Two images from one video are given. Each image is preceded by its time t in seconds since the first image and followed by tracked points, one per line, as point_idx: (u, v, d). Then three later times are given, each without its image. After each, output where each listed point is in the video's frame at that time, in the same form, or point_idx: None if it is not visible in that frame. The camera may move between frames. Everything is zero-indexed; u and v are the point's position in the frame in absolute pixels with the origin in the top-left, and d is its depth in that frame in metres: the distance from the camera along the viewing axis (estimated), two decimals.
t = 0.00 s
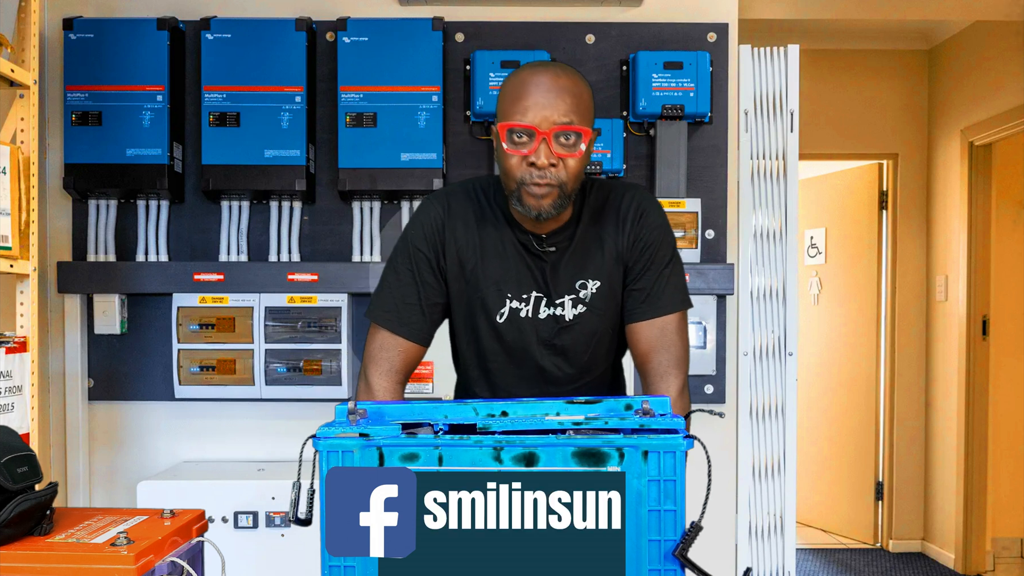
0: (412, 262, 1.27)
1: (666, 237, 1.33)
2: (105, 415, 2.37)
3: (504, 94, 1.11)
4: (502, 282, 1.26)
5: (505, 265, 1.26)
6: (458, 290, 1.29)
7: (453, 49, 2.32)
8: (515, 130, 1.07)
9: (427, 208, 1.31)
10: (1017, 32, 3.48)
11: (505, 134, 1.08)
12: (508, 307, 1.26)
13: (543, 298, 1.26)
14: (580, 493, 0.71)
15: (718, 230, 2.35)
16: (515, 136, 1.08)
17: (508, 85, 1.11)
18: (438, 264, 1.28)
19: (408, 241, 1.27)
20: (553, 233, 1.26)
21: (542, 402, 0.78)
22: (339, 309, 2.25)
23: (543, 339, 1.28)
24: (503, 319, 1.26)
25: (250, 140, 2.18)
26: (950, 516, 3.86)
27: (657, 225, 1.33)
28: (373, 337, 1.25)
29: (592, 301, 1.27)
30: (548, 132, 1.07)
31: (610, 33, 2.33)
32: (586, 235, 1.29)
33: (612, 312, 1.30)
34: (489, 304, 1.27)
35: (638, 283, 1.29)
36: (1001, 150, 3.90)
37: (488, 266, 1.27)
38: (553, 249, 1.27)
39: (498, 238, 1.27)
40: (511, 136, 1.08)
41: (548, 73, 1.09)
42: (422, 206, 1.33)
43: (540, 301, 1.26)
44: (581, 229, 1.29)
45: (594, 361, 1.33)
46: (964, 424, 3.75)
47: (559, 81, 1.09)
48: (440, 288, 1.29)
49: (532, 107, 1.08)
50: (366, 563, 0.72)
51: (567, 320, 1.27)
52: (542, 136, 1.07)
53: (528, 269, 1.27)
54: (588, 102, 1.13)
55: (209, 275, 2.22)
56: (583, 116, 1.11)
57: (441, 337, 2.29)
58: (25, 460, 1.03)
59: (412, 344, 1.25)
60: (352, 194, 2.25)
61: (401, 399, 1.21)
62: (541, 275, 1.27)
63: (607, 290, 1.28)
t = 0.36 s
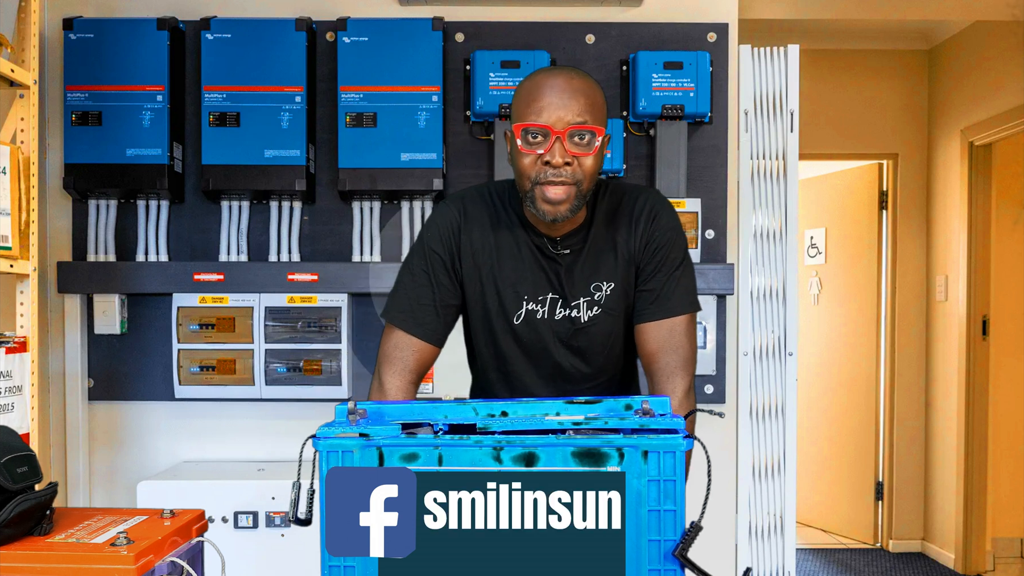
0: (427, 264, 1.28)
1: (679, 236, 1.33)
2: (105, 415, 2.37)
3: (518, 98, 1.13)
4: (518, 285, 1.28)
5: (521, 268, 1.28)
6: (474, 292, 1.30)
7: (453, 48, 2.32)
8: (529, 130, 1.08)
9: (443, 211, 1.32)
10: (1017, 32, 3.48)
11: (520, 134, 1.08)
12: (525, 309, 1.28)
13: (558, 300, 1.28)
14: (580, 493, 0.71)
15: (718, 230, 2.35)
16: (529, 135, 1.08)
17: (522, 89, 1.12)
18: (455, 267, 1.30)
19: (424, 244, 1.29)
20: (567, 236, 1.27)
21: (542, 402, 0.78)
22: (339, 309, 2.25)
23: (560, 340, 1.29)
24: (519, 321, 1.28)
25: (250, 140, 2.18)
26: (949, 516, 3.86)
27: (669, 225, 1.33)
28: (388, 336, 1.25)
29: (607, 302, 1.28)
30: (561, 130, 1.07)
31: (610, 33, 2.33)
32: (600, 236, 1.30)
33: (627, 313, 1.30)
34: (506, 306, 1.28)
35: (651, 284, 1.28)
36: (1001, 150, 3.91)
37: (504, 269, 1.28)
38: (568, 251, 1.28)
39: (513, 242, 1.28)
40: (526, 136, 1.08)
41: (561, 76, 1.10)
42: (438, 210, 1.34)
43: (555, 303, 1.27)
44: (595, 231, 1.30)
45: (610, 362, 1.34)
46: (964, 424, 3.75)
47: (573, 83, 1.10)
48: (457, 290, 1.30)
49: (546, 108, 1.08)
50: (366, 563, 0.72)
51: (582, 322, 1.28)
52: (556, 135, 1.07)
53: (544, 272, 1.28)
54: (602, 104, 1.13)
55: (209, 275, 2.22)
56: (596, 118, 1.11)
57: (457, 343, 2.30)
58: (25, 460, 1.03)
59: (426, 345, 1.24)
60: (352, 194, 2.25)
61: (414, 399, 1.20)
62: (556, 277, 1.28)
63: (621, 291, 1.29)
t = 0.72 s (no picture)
0: (423, 266, 1.28)
1: (675, 238, 1.33)
2: (105, 415, 2.37)
3: (506, 109, 1.11)
4: (513, 288, 1.28)
5: (515, 271, 1.28)
6: (469, 295, 1.30)
7: (453, 48, 2.32)
8: (518, 147, 1.06)
9: (438, 213, 1.32)
10: (1017, 32, 3.48)
11: (508, 152, 1.07)
12: (520, 311, 1.28)
13: (554, 303, 1.28)
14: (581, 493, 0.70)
15: (718, 230, 2.35)
16: (517, 153, 1.07)
17: (510, 100, 1.11)
18: (450, 269, 1.30)
19: (419, 247, 1.28)
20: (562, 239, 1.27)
21: (542, 402, 0.78)
22: (339, 309, 2.25)
23: (555, 343, 1.30)
24: (515, 324, 1.28)
25: (250, 140, 2.18)
26: (950, 516, 3.86)
27: (664, 227, 1.33)
28: (383, 337, 1.25)
29: (601, 305, 1.29)
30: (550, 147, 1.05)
31: (610, 32, 2.33)
32: (595, 239, 1.30)
33: (622, 315, 1.31)
34: (501, 309, 1.28)
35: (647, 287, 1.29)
36: (1001, 150, 3.90)
37: (499, 271, 1.28)
38: (563, 254, 1.27)
39: (507, 244, 1.28)
40: (514, 153, 1.07)
41: (549, 87, 1.09)
42: (433, 211, 1.34)
43: (550, 305, 1.28)
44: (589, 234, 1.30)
45: (604, 364, 1.34)
46: (964, 424, 3.75)
47: (562, 95, 1.09)
48: (452, 292, 1.30)
49: (534, 122, 1.08)
50: (366, 563, 0.72)
51: (577, 325, 1.29)
52: (545, 152, 1.06)
53: (538, 274, 1.28)
54: (591, 113, 1.12)
55: (209, 275, 2.22)
56: (585, 128, 1.10)
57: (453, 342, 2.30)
58: (25, 460, 1.03)
59: (423, 348, 1.24)
60: (352, 194, 2.25)
61: (407, 399, 1.20)
62: (551, 280, 1.28)
63: (616, 294, 1.29)
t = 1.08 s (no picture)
0: (405, 264, 1.28)
1: (657, 237, 1.33)
2: (105, 415, 2.37)
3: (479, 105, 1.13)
4: (494, 286, 1.27)
5: (495, 268, 1.27)
6: (451, 293, 1.30)
7: (453, 48, 2.32)
8: (489, 139, 1.05)
9: (420, 213, 1.33)
10: (1017, 31, 3.48)
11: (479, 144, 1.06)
12: (501, 309, 1.28)
13: (534, 300, 1.27)
14: (580, 493, 0.69)
15: (718, 230, 2.35)
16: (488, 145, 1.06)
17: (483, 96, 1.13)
18: (432, 268, 1.29)
19: (401, 246, 1.29)
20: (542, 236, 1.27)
21: (542, 402, 0.78)
22: (339, 309, 2.25)
23: (536, 341, 1.29)
24: (496, 322, 1.28)
25: (250, 140, 2.18)
26: (950, 516, 3.86)
27: (646, 226, 1.33)
28: (369, 338, 1.25)
29: (582, 303, 1.28)
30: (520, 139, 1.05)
31: (610, 32, 2.33)
32: (575, 237, 1.30)
33: (603, 313, 1.30)
34: (482, 306, 1.28)
35: (628, 285, 1.29)
36: (1001, 150, 3.90)
37: (479, 269, 1.28)
38: (542, 252, 1.27)
39: (488, 242, 1.28)
40: (486, 146, 1.06)
41: (520, 81, 1.11)
42: (415, 211, 1.34)
43: (530, 303, 1.27)
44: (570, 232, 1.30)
45: (587, 363, 1.34)
46: (964, 424, 3.75)
47: (532, 88, 1.11)
48: (434, 291, 1.30)
49: (504, 114, 1.09)
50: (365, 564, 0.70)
51: (557, 323, 1.28)
52: (515, 143, 1.05)
53: (518, 272, 1.28)
54: (562, 106, 1.14)
55: (209, 275, 2.22)
56: (555, 119, 1.12)
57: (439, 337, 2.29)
58: (25, 460, 1.03)
59: (407, 346, 1.24)
60: (352, 194, 2.25)
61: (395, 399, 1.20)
62: (531, 278, 1.28)
63: (596, 292, 1.29)
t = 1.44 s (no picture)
0: (390, 263, 1.28)
1: (641, 241, 1.34)
2: (105, 415, 2.37)
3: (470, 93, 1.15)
4: (476, 282, 1.27)
5: (478, 265, 1.28)
6: (434, 290, 1.30)
7: (453, 48, 2.32)
8: (481, 119, 1.10)
9: (404, 211, 1.33)
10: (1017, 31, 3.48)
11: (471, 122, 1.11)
12: (483, 305, 1.27)
13: (516, 296, 1.27)
14: (581, 493, 0.69)
15: (718, 230, 2.35)
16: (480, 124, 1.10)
17: (475, 85, 1.15)
18: (416, 266, 1.29)
19: (386, 244, 1.29)
20: (524, 233, 1.28)
21: (542, 402, 0.78)
22: (339, 309, 2.25)
23: (517, 338, 1.29)
24: (478, 318, 1.27)
25: (250, 140, 2.18)
26: (950, 516, 3.86)
27: (630, 230, 1.33)
28: (360, 339, 1.25)
29: (563, 301, 1.28)
30: (510, 117, 1.09)
31: (610, 32, 2.33)
32: (558, 237, 1.31)
33: (585, 312, 1.31)
34: (464, 303, 1.28)
35: (611, 286, 1.29)
36: (1001, 150, 3.90)
37: (462, 266, 1.28)
38: (525, 248, 1.28)
39: (471, 240, 1.29)
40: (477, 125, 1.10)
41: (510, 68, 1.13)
42: (400, 210, 1.35)
43: (513, 299, 1.27)
44: (553, 231, 1.31)
45: (568, 362, 1.33)
46: (964, 424, 3.75)
47: (521, 74, 1.12)
48: (418, 288, 1.30)
49: (494, 97, 1.11)
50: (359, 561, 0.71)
51: (538, 319, 1.27)
52: (505, 122, 1.09)
53: (501, 269, 1.28)
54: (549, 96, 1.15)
55: (209, 275, 2.22)
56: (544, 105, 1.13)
57: (426, 334, 2.28)
58: (25, 460, 1.03)
59: (398, 346, 1.24)
60: (352, 194, 2.25)
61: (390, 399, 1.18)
62: (514, 275, 1.28)
63: (578, 291, 1.29)
